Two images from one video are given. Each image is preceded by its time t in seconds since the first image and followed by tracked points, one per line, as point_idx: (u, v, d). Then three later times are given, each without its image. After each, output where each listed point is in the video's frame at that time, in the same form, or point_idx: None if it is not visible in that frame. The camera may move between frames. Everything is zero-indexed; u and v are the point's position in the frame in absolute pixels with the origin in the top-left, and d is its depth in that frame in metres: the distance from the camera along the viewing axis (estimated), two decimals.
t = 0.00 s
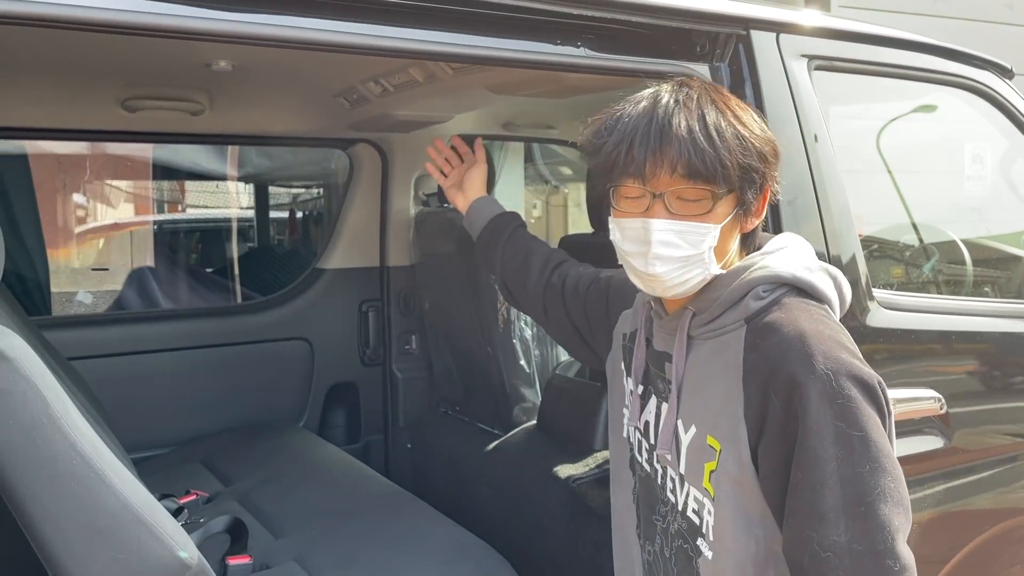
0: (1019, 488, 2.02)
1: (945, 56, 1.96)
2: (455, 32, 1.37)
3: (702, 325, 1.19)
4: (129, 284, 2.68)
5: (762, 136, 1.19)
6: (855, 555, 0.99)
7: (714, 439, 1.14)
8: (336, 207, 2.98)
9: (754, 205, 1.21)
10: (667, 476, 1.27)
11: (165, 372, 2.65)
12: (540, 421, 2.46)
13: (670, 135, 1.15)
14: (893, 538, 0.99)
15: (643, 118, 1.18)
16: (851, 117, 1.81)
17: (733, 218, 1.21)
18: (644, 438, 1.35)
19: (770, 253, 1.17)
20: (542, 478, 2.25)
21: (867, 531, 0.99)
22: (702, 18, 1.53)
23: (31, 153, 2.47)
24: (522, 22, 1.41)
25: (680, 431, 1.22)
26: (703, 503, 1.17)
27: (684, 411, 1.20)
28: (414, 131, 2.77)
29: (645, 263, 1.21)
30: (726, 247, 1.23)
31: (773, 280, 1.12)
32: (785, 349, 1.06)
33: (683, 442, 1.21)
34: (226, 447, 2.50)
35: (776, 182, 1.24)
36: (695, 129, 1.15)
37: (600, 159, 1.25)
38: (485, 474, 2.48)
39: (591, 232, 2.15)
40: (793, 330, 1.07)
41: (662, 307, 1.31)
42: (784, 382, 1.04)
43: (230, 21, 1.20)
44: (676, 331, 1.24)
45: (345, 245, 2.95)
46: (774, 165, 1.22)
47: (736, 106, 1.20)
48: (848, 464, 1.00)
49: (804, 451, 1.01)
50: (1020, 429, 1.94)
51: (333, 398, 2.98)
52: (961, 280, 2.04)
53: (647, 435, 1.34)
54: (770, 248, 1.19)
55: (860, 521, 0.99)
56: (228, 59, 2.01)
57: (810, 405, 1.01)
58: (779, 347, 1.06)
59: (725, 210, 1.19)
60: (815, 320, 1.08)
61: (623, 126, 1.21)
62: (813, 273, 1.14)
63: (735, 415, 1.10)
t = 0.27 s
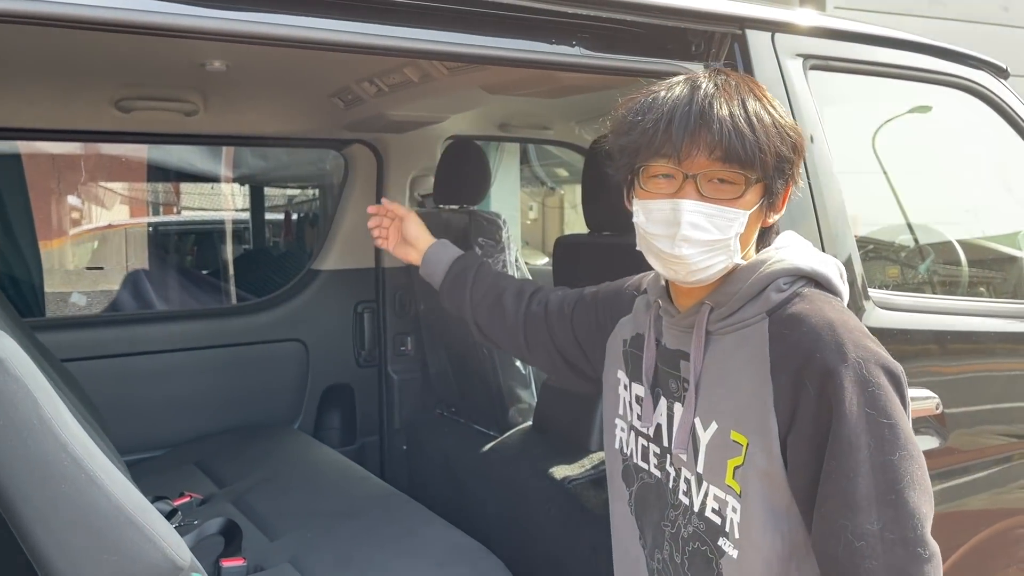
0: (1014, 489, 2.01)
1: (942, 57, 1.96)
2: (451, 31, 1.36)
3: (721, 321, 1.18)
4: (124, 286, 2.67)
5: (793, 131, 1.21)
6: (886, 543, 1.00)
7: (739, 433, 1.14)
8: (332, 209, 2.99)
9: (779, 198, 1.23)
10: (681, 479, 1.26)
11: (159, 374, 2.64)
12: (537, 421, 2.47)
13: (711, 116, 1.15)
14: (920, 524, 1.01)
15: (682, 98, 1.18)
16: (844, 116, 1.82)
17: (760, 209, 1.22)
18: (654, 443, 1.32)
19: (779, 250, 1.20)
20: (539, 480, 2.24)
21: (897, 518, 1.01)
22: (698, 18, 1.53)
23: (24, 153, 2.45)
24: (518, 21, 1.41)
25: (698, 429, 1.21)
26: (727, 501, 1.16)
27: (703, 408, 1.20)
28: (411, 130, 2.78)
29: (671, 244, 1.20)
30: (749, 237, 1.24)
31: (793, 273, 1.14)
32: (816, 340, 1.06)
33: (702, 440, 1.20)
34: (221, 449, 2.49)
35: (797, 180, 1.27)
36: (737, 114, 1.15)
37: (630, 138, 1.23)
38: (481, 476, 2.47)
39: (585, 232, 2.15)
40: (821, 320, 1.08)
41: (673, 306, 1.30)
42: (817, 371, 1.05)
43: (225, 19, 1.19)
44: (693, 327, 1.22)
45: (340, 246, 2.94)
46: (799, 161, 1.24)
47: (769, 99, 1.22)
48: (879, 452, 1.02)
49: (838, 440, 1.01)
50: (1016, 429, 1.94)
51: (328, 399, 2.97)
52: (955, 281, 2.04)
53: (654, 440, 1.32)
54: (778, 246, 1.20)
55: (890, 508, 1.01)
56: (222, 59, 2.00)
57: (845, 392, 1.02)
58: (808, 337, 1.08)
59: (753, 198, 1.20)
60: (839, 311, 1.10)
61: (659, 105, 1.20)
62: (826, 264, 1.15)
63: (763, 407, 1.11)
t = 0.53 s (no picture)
0: (995, 488, 2.03)
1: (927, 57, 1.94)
2: (431, 33, 1.36)
3: (757, 328, 1.18)
4: (107, 288, 2.64)
5: (821, 122, 1.20)
6: (944, 550, 0.99)
7: (785, 443, 1.12)
8: (314, 211, 2.96)
9: (810, 193, 1.22)
10: (712, 494, 1.23)
11: (143, 377, 2.62)
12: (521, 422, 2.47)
13: (733, 113, 1.16)
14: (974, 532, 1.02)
15: (704, 96, 1.18)
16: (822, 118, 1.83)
17: (790, 207, 1.22)
18: (677, 459, 1.29)
19: (812, 252, 1.21)
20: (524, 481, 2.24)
21: (954, 525, 1.01)
22: (679, 19, 1.53)
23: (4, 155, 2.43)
24: (498, 22, 1.41)
25: (735, 441, 1.19)
26: (772, 515, 1.14)
27: (741, 419, 1.18)
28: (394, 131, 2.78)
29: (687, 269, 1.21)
30: (781, 237, 1.24)
31: (835, 276, 1.15)
32: (869, 345, 1.07)
33: (740, 452, 1.18)
34: (204, 452, 2.47)
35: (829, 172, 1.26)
36: (759, 109, 1.15)
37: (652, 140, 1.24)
38: (466, 478, 2.47)
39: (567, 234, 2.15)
40: (870, 327, 1.09)
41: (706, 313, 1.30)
42: (874, 376, 1.05)
43: (202, 20, 1.18)
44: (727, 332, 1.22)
45: (323, 249, 2.93)
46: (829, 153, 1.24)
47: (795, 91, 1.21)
48: (934, 458, 1.02)
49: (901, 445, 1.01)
50: (999, 429, 1.95)
51: (314, 402, 2.96)
52: (937, 282, 2.05)
53: (677, 458, 1.29)
54: (818, 246, 1.24)
55: (947, 515, 1.01)
56: (203, 61, 1.99)
57: (904, 397, 1.02)
58: (859, 342, 1.08)
59: (783, 195, 1.20)
60: (884, 318, 1.12)
61: (680, 104, 1.20)
62: (857, 268, 1.18)
63: (814, 415, 1.09)
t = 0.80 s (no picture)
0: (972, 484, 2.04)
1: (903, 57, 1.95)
2: (406, 31, 1.35)
3: (811, 333, 1.02)
4: (84, 292, 2.59)
5: (876, 104, 1.05)
6: None
7: (844, 462, 0.95)
8: (292, 212, 2.94)
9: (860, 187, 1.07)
10: (758, 517, 1.05)
11: (119, 381, 2.58)
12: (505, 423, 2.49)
13: (764, 95, 1.04)
14: None
15: (738, 78, 1.07)
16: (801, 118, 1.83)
17: (831, 201, 1.07)
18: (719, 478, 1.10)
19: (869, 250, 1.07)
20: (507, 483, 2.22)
21: None
22: (655, 18, 1.53)
23: None
24: (474, 21, 1.40)
25: (785, 458, 1.01)
26: (829, 541, 0.96)
27: (792, 434, 1.01)
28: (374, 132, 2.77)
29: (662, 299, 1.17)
30: (825, 234, 1.09)
31: (897, 279, 1.00)
32: (938, 354, 0.92)
33: (792, 471, 1.00)
34: (182, 457, 2.44)
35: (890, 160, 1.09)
36: (795, 90, 1.02)
37: (686, 125, 1.15)
38: (448, 480, 2.45)
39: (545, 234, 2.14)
40: (938, 334, 0.94)
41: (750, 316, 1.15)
42: (945, 389, 0.90)
43: (171, 18, 1.16)
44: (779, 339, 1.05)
45: (302, 250, 2.91)
46: (888, 139, 1.07)
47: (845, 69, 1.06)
48: (1017, 481, 0.88)
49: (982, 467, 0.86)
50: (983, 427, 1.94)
51: (293, 405, 2.94)
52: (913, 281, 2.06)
53: (717, 478, 1.10)
54: (880, 247, 1.08)
55: None
56: (177, 61, 1.96)
57: (982, 412, 0.87)
58: (929, 350, 0.92)
59: (820, 188, 1.06)
60: (954, 325, 0.96)
61: (713, 86, 1.10)
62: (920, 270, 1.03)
63: (877, 432, 0.94)
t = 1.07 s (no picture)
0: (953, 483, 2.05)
1: (880, 60, 1.97)
2: (383, 32, 1.34)
3: (810, 338, 1.01)
4: (65, 296, 2.56)
5: (847, 103, 1.00)
6: None
7: (834, 466, 0.95)
8: (274, 214, 2.92)
9: (834, 188, 1.02)
10: (749, 518, 1.05)
11: (99, 384, 2.56)
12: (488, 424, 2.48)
13: (719, 104, 1.04)
14: None
15: (702, 86, 1.08)
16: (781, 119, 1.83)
17: (803, 203, 1.04)
18: (713, 476, 1.11)
19: (877, 259, 1.04)
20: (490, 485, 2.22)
21: None
22: (633, 20, 1.53)
23: None
24: (451, 21, 1.39)
25: (777, 460, 1.01)
26: (815, 544, 0.96)
27: (785, 436, 1.01)
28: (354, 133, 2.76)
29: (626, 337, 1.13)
30: (801, 236, 1.06)
31: (900, 287, 0.97)
32: (933, 364, 0.91)
33: (783, 473, 1.00)
34: (162, 461, 2.41)
35: (877, 159, 1.03)
36: (749, 95, 1.02)
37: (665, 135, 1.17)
38: (431, 483, 2.44)
39: (528, 236, 2.14)
40: (936, 345, 0.93)
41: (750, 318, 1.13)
42: (938, 398, 0.89)
43: (144, 18, 1.15)
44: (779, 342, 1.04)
45: (283, 253, 2.89)
46: (868, 137, 1.01)
47: (816, 68, 1.03)
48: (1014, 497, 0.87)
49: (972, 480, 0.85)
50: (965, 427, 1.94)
51: (275, 408, 2.91)
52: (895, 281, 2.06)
53: (711, 476, 1.11)
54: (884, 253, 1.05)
55: None
56: (156, 62, 1.95)
57: (976, 424, 0.86)
58: (924, 361, 0.91)
59: (786, 192, 1.04)
60: (953, 338, 0.95)
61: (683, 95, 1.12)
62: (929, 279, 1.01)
63: (869, 438, 0.93)
